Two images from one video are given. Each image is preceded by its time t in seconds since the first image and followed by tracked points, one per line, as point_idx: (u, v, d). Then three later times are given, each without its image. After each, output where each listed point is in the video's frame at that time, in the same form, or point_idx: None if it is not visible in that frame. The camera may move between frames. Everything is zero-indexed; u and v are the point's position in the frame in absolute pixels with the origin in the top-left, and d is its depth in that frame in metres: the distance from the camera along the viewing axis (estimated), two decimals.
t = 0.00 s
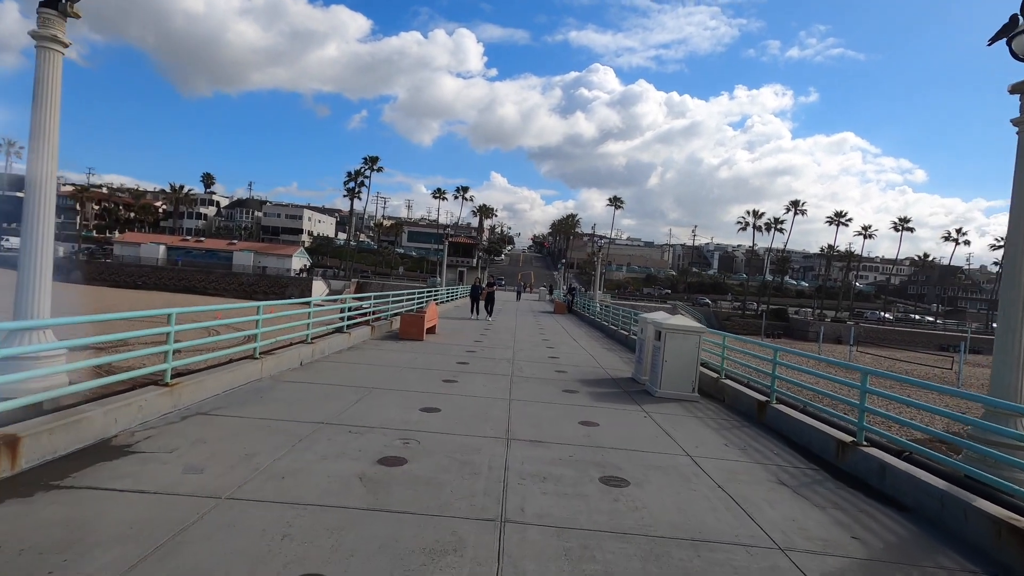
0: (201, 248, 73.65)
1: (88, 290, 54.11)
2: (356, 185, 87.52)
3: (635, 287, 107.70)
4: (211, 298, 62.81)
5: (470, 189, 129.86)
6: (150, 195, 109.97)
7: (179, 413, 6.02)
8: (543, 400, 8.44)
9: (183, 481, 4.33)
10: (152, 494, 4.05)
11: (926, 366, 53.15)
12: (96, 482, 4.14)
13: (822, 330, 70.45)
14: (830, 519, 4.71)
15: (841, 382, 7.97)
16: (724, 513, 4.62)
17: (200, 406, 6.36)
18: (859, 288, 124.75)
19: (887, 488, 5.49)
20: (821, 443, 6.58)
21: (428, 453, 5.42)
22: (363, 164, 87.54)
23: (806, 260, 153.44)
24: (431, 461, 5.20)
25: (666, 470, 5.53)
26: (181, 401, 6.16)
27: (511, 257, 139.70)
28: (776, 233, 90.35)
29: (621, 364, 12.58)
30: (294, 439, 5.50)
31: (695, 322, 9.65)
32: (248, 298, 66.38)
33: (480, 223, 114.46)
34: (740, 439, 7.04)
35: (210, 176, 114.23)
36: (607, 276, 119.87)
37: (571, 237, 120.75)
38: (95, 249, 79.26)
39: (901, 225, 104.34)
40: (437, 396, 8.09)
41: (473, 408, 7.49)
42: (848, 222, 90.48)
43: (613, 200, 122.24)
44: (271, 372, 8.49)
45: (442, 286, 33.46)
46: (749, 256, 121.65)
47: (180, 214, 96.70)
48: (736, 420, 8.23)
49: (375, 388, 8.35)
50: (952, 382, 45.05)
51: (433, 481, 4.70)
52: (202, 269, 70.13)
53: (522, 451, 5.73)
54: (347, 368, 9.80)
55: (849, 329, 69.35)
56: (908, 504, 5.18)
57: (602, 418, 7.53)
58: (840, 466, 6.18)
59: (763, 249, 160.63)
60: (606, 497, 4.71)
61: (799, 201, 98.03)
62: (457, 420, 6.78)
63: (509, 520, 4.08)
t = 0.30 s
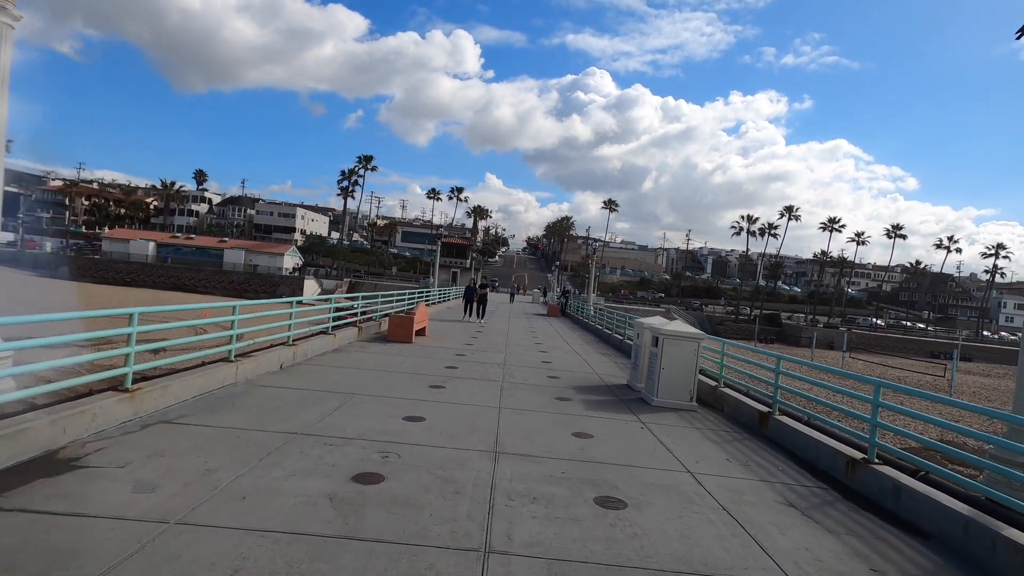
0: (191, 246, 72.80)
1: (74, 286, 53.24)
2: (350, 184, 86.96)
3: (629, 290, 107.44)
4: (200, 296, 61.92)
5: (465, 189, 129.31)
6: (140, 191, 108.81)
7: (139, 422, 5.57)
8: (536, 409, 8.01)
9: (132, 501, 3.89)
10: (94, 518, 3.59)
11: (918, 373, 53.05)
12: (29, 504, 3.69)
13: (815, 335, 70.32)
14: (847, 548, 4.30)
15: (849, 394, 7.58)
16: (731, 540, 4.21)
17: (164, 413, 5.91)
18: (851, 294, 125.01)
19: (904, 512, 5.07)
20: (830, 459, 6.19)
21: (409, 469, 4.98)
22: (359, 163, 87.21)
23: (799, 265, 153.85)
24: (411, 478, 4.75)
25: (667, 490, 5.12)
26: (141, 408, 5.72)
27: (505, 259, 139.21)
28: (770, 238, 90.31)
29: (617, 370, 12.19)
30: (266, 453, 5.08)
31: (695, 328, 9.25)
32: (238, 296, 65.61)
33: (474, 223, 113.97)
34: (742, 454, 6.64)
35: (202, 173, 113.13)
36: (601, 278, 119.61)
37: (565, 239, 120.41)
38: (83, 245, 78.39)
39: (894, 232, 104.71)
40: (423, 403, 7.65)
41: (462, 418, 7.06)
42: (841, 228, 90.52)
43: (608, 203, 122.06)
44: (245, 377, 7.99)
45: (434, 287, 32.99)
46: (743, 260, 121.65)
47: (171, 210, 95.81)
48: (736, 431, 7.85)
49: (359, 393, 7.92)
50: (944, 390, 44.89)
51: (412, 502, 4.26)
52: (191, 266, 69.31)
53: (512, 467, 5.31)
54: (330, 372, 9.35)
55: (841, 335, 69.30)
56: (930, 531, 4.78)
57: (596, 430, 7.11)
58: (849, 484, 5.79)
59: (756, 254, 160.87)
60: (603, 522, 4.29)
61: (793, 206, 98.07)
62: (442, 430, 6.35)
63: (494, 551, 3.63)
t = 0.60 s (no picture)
0: (184, 242, 72.16)
1: (63, 281, 52.52)
2: (345, 181, 86.48)
3: (624, 292, 107.17)
4: (191, 293, 61.29)
5: (461, 189, 128.82)
6: (134, 187, 108.06)
7: (92, 430, 5.10)
8: (527, 416, 7.57)
9: (66, 526, 3.44)
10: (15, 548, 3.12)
11: (913, 378, 52.87)
12: None
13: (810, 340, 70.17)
14: None
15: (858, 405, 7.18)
16: (739, 571, 3.79)
17: (121, 421, 5.45)
18: (846, 298, 125.06)
19: (927, 537, 4.65)
20: (842, 476, 5.78)
21: (386, 486, 4.53)
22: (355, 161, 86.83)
23: (794, 269, 153.91)
24: (385, 499, 4.29)
25: (670, 511, 4.68)
26: (93, 415, 5.24)
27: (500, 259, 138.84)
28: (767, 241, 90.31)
29: (613, 375, 11.75)
30: (229, 466, 4.64)
31: (696, 333, 8.81)
32: (230, 294, 65.01)
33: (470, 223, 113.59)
34: (746, 468, 6.22)
35: (197, 170, 112.51)
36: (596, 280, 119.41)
37: (561, 240, 120.09)
38: (75, 240, 77.69)
39: (889, 237, 104.81)
40: (409, 409, 7.22)
41: (449, 426, 6.61)
42: (837, 232, 90.45)
43: (605, 204, 121.80)
44: (217, 381, 7.49)
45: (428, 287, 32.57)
46: (739, 264, 121.59)
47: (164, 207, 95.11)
48: (739, 441, 7.43)
49: (341, 398, 7.47)
50: (940, 396, 44.64)
51: (387, 527, 3.81)
52: (184, 263, 68.70)
53: (501, 485, 4.85)
54: (310, 375, 8.87)
55: (836, 340, 69.19)
56: (958, 558, 4.36)
57: (591, 440, 6.68)
58: (864, 504, 5.38)
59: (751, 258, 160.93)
60: (602, 550, 3.83)
61: (789, 210, 98.01)
62: (427, 442, 5.88)
63: None
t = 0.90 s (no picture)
0: (180, 239, 71.73)
1: (59, 278, 52.14)
2: (344, 180, 86.05)
3: (623, 294, 106.66)
4: (188, 290, 60.86)
5: (460, 189, 128.42)
6: (132, 183, 107.65)
7: (50, 441, 4.68)
8: (525, 426, 7.16)
9: None
10: None
11: (912, 384, 52.51)
12: None
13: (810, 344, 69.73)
14: None
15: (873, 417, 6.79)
16: None
17: (84, 430, 5.03)
18: (845, 302, 124.60)
19: (961, 570, 4.23)
20: (863, 497, 5.36)
21: (366, 510, 4.10)
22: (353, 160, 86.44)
23: (794, 272, 153.48)
24: (362, 523, 3.86)
25: (679, 540, 4.25)
26: (51, 425, 4.81)
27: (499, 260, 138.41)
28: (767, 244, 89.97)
29: (613, 382, 11.31)
30: (193, 487, 4.18)
31: (702, 339, 8.38)
32: (227, 292, 64.59)
33: (469, 223, 113.14)
34: (757, 486, 5.80)
35: (196, 167, 112.12)
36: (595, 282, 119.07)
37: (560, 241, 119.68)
38: (71, 235, 77.18)
39: (889, 242, 104.41)
40: (397, 418, 6.79)
41: (441, 438, 6.20)
42: (837, 235, 90.00)
43: (605, 206, 121.45)
44: (197, 387, 7.09)
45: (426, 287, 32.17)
46: (738, 266, 121.17)
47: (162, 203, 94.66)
48: (747, 455, 7.03)
49: (327, 405, 7.04)
50: (942, 402, 44.14)
51: (361, 560, 3.38)
52: (180, 260, 68.29)
53: (493, 506, 4.44)
54: (296, 380, 8.43)
55: (835, 344, 68.80)
56: None
57: (592, 453, 6.26)
58: (885, 529, 4.99)
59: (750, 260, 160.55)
60: None
61: (789, 214, 97.69)
62: (415, 455, 5.48)
63: None
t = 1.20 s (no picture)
0: (180, 238, 71.35)
1: (57, 277, 51.80)
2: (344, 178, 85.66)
3: (625, 294, 106.26)
4: (186, 290, 60.49)
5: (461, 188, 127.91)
6: (132, 182, 107.32)
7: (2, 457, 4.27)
8: (526, 434, 6.73)
9: None
10: None
11: (916, 384, 52.02)
12: None
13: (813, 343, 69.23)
14: None
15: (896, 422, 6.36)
16: None
17: (44, 443, 4.61)
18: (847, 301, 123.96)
19: None
20: (894, 515, 4.92)
21: (346, 533, 3.67)
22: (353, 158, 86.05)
23: (795, 271, 152.85)
24: (342, 550, 3.43)
25: (694, 566, 3.82)
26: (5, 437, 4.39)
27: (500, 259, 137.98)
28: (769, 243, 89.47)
29: (618, 385, 10.86)
30: (156, 506, 3.76)
31: (712, 342, 7.94)
32: (227, 291, 64.21)
33: (469, 223, 112.75)
34: (777, 502, 5.37)
35: (196, 166, 111.74)
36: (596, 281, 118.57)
37: (562, 240, 119.17)
38: (70, 235, 76.81)
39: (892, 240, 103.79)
40: (389, 425, 6.36)
41: (436, 447, 5.79)
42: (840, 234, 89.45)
43: (606, 205, 120.98)
44: (177, 394, 6.67)
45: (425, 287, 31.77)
46: (740, 266, 120.56)
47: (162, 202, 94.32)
48: (763, 464, 6.61)
49: (315, 412, 6.62)
50: (948, 402, 43.58)
51: None
52: (180, 259, 67.96)
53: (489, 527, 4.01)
54: (284, 384, 8.00)
55: (838, 344, 68.29)
56: None
57: (598, 464, 5.82)
58: (921, 550, 4.55)
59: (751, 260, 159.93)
60: None
61: (792, 213, 97.16)
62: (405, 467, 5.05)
63: None
